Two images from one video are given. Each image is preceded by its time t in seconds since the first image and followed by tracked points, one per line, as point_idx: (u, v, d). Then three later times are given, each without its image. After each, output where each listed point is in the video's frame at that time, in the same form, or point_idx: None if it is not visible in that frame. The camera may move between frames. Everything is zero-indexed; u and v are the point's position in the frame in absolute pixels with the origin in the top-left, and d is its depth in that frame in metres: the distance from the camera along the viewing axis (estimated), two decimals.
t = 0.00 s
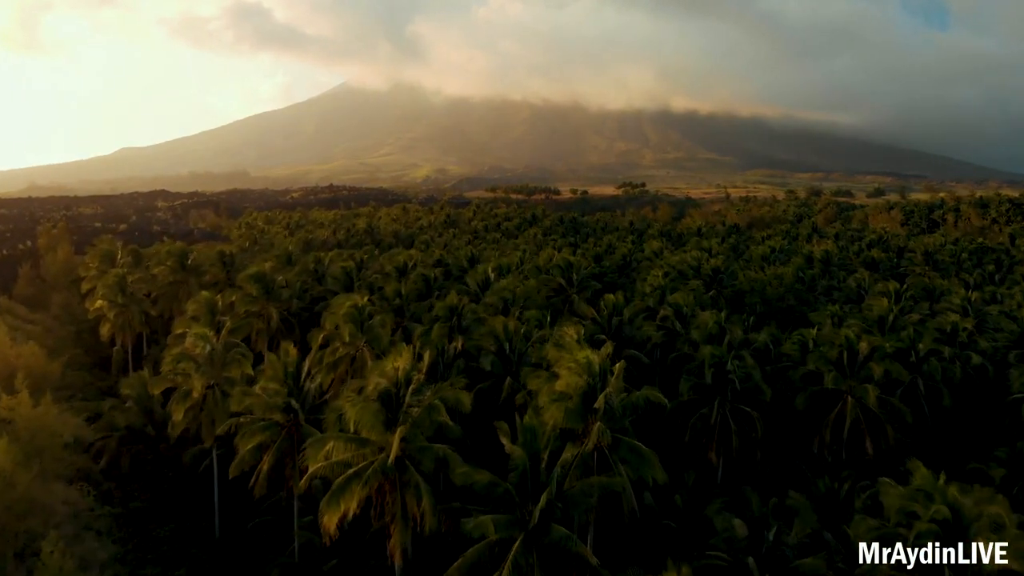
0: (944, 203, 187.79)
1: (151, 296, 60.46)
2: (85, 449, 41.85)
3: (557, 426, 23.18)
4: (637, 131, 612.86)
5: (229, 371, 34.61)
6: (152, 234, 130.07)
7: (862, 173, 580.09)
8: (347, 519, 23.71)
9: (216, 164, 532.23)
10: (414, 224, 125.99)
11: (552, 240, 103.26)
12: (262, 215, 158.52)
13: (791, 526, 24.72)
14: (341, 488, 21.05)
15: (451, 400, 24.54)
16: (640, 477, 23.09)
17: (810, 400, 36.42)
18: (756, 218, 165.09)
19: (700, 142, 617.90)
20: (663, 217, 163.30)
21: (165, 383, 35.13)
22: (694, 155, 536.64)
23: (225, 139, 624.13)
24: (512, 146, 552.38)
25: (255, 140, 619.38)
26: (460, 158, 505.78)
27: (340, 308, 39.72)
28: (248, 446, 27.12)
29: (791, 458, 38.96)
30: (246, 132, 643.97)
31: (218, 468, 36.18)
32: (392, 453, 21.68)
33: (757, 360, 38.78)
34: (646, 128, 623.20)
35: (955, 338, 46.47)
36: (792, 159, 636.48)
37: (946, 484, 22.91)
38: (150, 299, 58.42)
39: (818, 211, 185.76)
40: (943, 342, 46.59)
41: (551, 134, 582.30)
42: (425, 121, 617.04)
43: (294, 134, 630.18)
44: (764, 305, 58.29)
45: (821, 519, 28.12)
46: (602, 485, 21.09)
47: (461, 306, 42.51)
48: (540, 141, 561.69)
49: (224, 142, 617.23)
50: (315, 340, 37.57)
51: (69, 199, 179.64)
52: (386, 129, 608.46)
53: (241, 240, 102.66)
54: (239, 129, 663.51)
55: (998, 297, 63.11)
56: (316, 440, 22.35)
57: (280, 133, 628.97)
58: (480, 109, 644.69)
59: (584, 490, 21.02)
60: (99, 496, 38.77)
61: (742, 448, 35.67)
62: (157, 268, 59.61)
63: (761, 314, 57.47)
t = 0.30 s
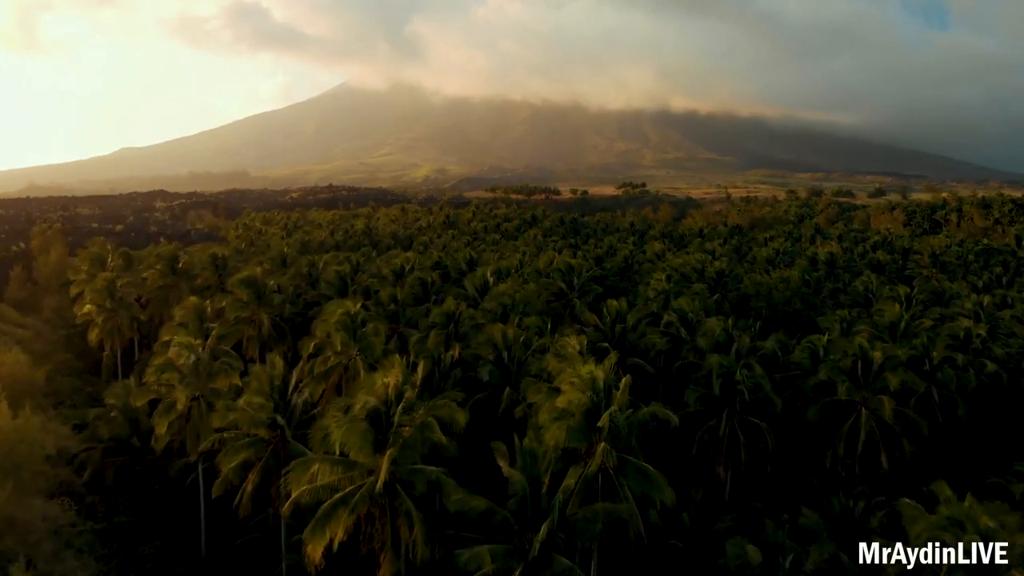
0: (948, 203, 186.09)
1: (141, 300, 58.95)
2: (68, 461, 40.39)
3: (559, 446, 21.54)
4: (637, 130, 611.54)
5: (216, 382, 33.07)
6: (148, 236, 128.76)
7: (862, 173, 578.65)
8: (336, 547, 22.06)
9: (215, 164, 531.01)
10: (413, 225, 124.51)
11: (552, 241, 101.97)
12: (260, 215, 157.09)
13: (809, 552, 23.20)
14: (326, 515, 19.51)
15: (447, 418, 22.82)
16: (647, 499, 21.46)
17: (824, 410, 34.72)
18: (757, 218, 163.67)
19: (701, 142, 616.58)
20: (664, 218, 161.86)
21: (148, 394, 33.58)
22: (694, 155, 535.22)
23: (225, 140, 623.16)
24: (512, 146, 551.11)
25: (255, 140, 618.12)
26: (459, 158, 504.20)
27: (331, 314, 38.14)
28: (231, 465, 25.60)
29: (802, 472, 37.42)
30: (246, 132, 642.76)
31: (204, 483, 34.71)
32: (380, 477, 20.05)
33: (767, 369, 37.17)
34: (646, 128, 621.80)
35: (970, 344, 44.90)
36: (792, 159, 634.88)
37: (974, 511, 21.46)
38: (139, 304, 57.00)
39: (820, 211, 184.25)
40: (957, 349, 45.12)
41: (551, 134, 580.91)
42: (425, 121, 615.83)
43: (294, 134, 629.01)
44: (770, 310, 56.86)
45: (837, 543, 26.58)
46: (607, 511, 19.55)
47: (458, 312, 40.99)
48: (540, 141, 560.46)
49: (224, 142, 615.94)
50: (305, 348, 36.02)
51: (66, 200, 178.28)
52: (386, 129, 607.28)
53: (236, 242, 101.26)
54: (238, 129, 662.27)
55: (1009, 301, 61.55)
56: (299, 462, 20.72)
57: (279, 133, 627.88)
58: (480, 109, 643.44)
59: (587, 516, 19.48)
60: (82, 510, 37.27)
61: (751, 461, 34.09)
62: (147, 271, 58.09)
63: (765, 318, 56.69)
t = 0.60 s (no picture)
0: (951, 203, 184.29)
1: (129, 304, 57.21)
2: (49, 474, 38.68)
3: (561, 471, 19.78)
4: (637, 130, 609.79)
5: (199, 396, 31.48)
6: (143, 236, 127.05)
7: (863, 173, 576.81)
8: None
9: (214, 164, 529.43)
10: (412, 226, 122.88)
11: (552, 243, 100.40)
12: (257, 215, 155.47)
13: None
14: (306, 549, 17.83)
15: (438, 442, 21.08)
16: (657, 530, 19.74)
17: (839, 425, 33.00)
18: (759, 218, 161.93)
19: (701, 142, 614.77)
20: (665, 219, 160.25)
21: (127, 408, 31.90)
22: (695, 156, 533.65)
23: (224, 139, 621.57)
24: (512, 146, 549.39)
25: (255, 139, 616.47)
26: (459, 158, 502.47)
27: (321, 322, 36.45)
28: (209, 488, 23.86)
29: (815, 489, 35.71)
30: (245, 132, 641.18)
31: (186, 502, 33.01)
32: (365, 508, 18.32)
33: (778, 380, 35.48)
34: (646, 127, 620.01)
35: (986, 352, 43.20)
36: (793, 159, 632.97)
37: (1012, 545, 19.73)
38: (127, 309, 55.35)
39: (822, 211, 182.55)
40: (973, 357, 43.42)
41: (551, 134, 579.24)
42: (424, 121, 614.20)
43: (293, 134, 627.26)
44: (776, 315, 55.18)
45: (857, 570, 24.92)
46: (613, 547, 17.88)
47: (456, 320, 39.18)
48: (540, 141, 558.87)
49: (223, 142, 614.20)
50: (294, 359, 34.45)
51: (61, 200, 176.56)
52: (385, 129, 605.65)
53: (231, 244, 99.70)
54: (237, 129, 660.60)
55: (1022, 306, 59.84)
56: (279, 491, 19.04)
57: (278, 133, 626.38)
58: (480, 109, 641.76)
59: (592, 552, 17.80)
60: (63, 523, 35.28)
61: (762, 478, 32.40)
62: (135, 275, 56.36)
63: (773, 324, 55.20)
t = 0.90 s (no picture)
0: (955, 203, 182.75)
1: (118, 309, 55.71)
2: (30, 489, 37.15)
3: (564, 500, 18.28)
4: (637, 130, 608.44)
5: (181, 410, 29.94)
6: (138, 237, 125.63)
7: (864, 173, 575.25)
8: None
9: (214, 163, 528.18)
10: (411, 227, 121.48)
11: (552, 244, 99.02)
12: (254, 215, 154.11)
13: None
14: None
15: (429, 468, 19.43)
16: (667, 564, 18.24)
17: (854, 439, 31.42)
18: (761, 219, 160.47)
19: (701, 142, 613.36)
20: (666, 219, 158.77)
21: (105, 422, 30.33)
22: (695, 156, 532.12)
23: (223, 139, 620.35)
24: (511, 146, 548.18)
25: (254, 139, 614.59)
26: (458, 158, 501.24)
27: (310, 331, 34.87)
28: (186, 511, 22.10)
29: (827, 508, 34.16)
30: (244, 132, 639.97)
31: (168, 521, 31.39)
32: (348, 542, 16.70)
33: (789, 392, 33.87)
34: (646, 127, 618.64)
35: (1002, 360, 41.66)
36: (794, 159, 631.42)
37: None
38: (115, 314, 53.83)
39: (824, 211, 181.05)
40: (989, 365, 41.88)
41: (551, 134, 577.93)
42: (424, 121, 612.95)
43: (292, 134, 626.03)
44: (783, 320, 53.64)
45: None
46: None
47: (451, 328, 36.92)
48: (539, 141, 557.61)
49: (222, 142, 613.15)
50: (282, 370, 32.99)
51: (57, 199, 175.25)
52: (385, 129, 604.56)
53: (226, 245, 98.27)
54: (237, 128, 659.43)
55: None
56: (255, 524, 17.42)
57: (278, 133, 625.32)
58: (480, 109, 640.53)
59: None
60: (42, 541, 33.85)
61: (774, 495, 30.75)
62: (124, 279, 54.84)
63: (779, 329, 53.77)
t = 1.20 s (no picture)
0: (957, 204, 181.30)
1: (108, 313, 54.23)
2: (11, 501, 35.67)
3: (566, 529, 16.94)
4: (637, 130, 606.98)
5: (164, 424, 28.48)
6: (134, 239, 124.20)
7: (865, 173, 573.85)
8: None
9: (213, 163, 526.87)
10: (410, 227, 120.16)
11: (552, 245, 97.72)
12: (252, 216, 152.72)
13: None
14: None
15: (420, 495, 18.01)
16: None
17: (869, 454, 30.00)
18: (763, 219, 159.10)
19: (702, 142, 611.91)
20: (667, 220, 157.31)
21: (85, 436, 28.89)
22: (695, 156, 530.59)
23: (223, 139, 619.06)
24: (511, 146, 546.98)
25: (254, 139, 613.25)
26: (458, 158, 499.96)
27: (301, 341, 33.43)
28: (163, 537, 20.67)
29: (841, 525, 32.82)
30: (244, 132, 638.58)
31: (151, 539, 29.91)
32: None
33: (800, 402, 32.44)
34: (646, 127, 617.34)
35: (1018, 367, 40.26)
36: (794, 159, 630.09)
37: None
38: (103, 318, 52.34)
39: (826, 211, 179.61)
40: (1004, 372, 40.47)
41: (551, 134, 576.64)
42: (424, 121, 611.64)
43: (292, 134, 624.71)
44: (789, 325, 52.25)
45: None
46: None
47: (450, 335, 35.75)
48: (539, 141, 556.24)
49: (221, 142, 611.89)
50: (270, 381, 31.59)
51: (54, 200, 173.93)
52: (385, 129, 603.31)
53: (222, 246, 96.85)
54: (236, 128, 658.22)
55: None
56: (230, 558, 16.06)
57: (277, 133, 623.96)
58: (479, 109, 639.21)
59: None
60: (23, 557, 32.39)
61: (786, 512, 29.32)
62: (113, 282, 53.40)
63: (786, 335, 52.42)
